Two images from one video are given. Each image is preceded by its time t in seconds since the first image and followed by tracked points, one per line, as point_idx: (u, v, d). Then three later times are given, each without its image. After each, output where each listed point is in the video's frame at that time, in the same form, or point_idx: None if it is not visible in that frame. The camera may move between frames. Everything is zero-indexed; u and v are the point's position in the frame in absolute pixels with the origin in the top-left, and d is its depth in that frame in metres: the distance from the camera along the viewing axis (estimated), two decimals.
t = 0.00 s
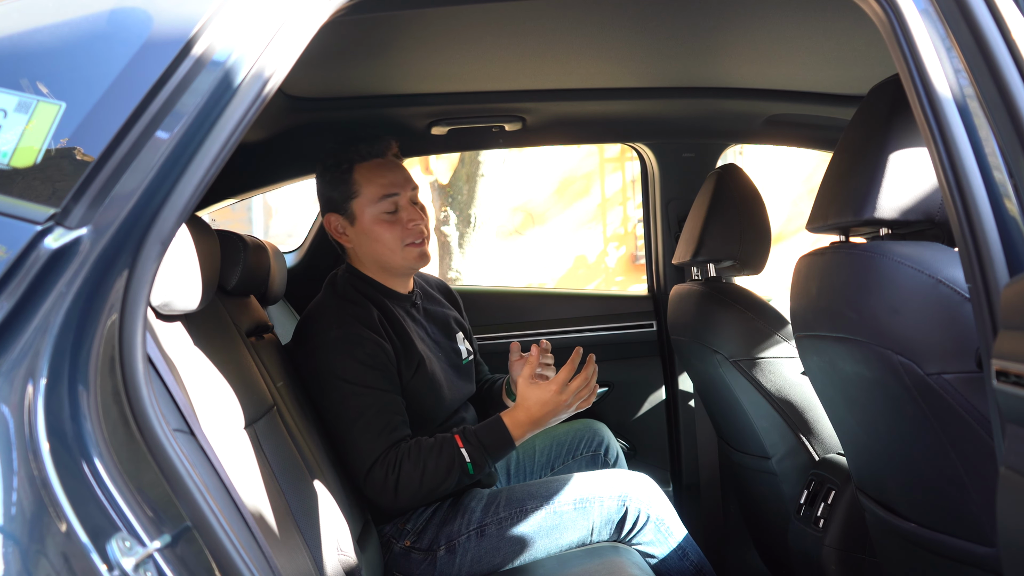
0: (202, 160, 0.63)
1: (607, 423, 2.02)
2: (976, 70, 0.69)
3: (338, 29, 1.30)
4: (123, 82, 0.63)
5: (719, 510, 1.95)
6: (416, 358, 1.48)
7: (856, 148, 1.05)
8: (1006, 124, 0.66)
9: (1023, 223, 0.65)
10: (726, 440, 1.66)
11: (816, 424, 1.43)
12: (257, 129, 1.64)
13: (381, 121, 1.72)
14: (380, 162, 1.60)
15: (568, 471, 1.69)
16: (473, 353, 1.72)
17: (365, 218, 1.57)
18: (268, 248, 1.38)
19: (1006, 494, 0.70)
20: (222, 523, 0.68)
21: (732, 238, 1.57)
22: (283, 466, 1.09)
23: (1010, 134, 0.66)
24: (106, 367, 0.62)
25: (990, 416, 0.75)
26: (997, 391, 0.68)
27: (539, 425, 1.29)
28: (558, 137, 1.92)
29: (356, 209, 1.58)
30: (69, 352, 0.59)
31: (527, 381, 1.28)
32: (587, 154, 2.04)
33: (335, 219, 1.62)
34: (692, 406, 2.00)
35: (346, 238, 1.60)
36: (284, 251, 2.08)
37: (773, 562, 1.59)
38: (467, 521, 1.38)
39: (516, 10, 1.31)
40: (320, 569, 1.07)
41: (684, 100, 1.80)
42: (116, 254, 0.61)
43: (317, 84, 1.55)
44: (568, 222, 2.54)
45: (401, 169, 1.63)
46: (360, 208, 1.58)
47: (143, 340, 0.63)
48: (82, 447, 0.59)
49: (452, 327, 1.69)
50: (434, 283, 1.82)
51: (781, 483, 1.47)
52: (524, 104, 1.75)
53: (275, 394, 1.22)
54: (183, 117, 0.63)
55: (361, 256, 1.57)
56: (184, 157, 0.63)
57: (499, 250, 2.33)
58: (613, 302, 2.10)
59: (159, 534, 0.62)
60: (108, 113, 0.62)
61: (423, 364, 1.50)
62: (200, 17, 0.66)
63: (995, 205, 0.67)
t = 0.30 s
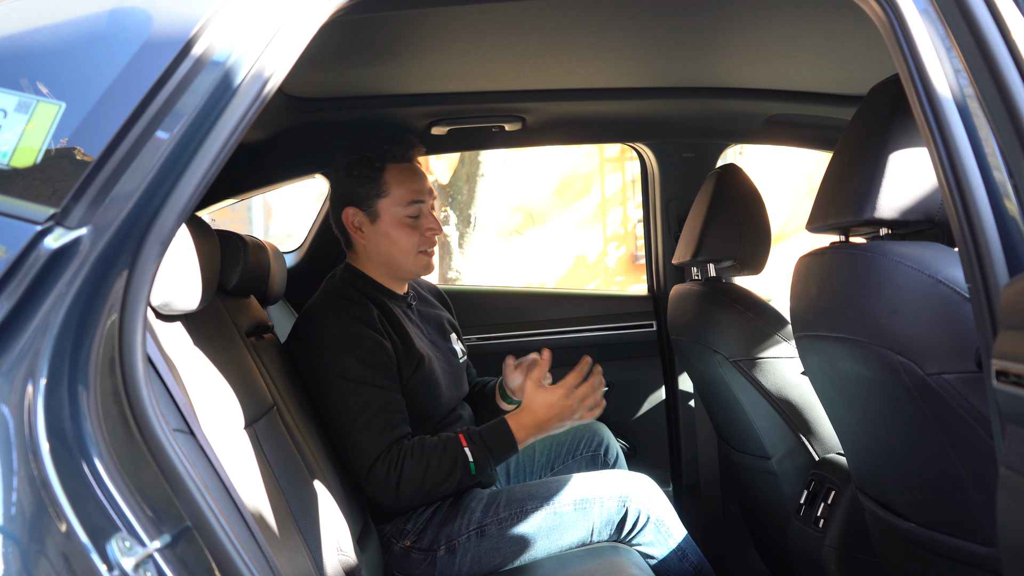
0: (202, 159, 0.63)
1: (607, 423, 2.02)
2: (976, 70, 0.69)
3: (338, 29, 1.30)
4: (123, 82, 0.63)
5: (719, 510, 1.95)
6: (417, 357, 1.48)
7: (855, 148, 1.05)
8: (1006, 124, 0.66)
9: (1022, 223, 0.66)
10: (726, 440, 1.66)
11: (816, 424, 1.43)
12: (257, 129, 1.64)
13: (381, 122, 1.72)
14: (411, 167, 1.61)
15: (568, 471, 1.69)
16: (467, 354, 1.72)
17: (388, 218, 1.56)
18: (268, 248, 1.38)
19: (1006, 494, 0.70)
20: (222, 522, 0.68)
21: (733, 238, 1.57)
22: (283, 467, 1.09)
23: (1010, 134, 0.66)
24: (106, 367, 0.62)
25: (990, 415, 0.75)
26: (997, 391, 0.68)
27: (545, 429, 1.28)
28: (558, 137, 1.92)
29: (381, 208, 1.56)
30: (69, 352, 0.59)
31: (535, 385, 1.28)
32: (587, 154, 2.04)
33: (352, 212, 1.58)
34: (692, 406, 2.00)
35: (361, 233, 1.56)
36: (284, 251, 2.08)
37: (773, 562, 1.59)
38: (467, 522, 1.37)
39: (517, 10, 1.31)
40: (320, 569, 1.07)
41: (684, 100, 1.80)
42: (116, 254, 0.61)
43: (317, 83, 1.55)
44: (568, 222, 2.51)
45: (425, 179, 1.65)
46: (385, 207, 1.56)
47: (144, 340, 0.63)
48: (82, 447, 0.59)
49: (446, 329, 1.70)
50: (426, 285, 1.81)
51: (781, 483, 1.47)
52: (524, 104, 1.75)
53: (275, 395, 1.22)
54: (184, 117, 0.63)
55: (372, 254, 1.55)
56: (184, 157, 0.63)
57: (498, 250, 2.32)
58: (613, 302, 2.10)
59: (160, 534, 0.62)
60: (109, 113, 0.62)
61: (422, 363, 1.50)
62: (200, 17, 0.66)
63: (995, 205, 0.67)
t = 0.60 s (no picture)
0: (202, 159, 0.63)
1: (607, 423, 2.02)
2: (975, 70, 0.69)
3: (338, 28, 1.30)
4: (124, 83, 0.63)
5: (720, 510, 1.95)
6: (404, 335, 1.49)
7: (855, 148, 1.05)
8: (1005, 124, 0.66)
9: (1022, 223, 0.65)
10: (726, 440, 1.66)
11: (816, 424, 1.43)
12: (258, 128, 1.64)
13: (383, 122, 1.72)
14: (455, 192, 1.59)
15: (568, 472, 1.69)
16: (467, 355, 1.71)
17: (423, 237, 1.54)
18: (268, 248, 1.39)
19: (1007, 494, 0.70)
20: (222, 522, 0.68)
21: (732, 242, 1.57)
22: (285, 469, 1.09)
23: (1010, 134, 0.66)
24: (105, 367, 0.62)
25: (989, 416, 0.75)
26: (997, 391, 0.68)
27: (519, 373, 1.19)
28: (560, 136, 1.92)
29: (418, 224, 1.54)
30: (69, 352, 0.59)
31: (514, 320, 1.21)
32: (587, 154, 2.05)
33: (386, 219, 1.54)
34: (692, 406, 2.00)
35: (391, 242, 1.53)
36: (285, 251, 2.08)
37: (773, 562, 1.59)
38: (467, 522, 1.37)
39: (517, 11, 1.31)
40: (320, 569, 1.07)
41: (684, 100, 1.80)
42: (116, 254, 0.61)
43: (317, 84, 1.55)
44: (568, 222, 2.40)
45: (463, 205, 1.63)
46: (424, 226, 1.54)
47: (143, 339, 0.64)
48: (82, 447, 0.59)
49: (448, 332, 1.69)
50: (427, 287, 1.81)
51: (781, 483, 1.47)
52: (524, 104, 1.75)
53: (274, 394, 1.22)
54: (184, 117, 0.63)
55: (395, 264, 1.54)
56: (184, 156, 0.63)
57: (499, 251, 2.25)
58: (613, 302, 2.10)
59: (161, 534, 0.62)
60: (108, 113, 0.62)
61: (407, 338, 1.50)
62: (200, 17, 0.66)
63: (995, 205, 0.67)
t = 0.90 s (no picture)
0: (202, 160, 0.63)
1: (608, 424, 2.02)
2: (975, 70, 0.69)
3: (338, 28, 1.30)
4: (126, 83, 0.63)
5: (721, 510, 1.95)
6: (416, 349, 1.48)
7: (856, 147, 1.05)
8: (1006, 124, 0.66)
9: (1022, 222, 0.65)
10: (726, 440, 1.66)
11: (816, 424, 1.43)
12: (258, 128, 1.64)
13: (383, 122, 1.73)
14: (431, 170, 1.60)
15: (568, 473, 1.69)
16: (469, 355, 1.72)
17: (404, 218, 1.56)
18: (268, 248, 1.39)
19: (1007, 494, 0.70)
20: (222, 522, 0.68)
21: (729, 240, 1.57)
22: (285, 469, 1.09)
23: (1010, 135, 0.66)
24: (105, 367, 0.62)
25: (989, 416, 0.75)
26: (997, 391, 0.68)
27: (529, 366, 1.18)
28: (560, 136, 1.91)
29: (398, 206, 1.56)
30: (69, 353, 0.59)
31: (512, 321, 1.17)
32: (587, 154, 2.04)
33: (370, 211, 1.58)
34: (692, 405, 2.00)
35: (378, 232, 1.56)
36: (285, 251, 2.07)
37: (774, 562, 1.59)
38: (467, 522, 1.38)
39: (518, 10, 1.31)
40: (320, 569, 1.07)
41: (684, 100, 1.80)
42: (116, 254, 0.61)
43: (317, 84, 1.56)
44: (568, 222, 2.39)
45: (444, 182, 1.65)
46: (403, 206, 1.56)
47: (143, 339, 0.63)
48: (82, 447, 0.59)
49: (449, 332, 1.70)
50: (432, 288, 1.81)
51: (781, 483, 1.47)
52: (524, 104, 1.75)
53: (274, 394, 1.23)
54: (184, 117, 0.63)
55: (386, 253, 1.55)
56: (184, 158, 0.63)
57: (498, 252, 2.27)
58: (613, 300, 2.10)
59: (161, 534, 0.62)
60: (108, 113, 0.62)
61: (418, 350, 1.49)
62: (200, 17, 0.66)
63: (995, 205, 0.67)
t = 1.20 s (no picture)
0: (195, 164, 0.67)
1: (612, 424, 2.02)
2: (976, 69, 0.75)
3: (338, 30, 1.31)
4: (119, 90, 0.68)
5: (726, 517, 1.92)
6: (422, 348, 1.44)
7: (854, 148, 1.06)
8: (1006, 124, 0.72)
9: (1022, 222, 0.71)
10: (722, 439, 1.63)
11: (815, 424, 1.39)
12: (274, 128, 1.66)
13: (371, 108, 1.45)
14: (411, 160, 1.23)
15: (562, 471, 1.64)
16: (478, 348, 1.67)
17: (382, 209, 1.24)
18: (265, 247, 1.31)
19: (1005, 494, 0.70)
20: (222, 522, 0.73)
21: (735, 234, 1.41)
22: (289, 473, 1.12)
23: (1010, 134, 0.72)
24: (105, 367, 0.67)
25: (993, 420, 0.78)
26: (999, 391, 0.71)
27: (528, 371, 1.31)
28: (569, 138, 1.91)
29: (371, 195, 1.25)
30: (69, 354, 0.65)
31: (512, 326, 1.27)
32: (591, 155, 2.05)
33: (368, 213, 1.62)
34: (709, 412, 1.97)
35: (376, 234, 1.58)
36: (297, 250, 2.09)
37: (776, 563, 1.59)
38: (467, 521, 1.52)
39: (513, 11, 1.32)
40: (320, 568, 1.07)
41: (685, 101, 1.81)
42: (116, 258, 0.66)
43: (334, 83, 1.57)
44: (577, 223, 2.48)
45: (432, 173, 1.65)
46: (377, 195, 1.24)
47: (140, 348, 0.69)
48: (82, 448, 0.65)
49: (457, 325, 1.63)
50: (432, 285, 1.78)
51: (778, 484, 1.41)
52: (524, 103, 1.56)
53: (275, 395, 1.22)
54: (179, 123, 0.66)
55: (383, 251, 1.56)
56: (178, 161, 0.67)
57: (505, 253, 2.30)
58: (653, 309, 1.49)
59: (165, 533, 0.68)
60: (105, 116, 0.67)
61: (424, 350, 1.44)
62: (201, 19, 0.70)
63: (996, 204, 0.73)
